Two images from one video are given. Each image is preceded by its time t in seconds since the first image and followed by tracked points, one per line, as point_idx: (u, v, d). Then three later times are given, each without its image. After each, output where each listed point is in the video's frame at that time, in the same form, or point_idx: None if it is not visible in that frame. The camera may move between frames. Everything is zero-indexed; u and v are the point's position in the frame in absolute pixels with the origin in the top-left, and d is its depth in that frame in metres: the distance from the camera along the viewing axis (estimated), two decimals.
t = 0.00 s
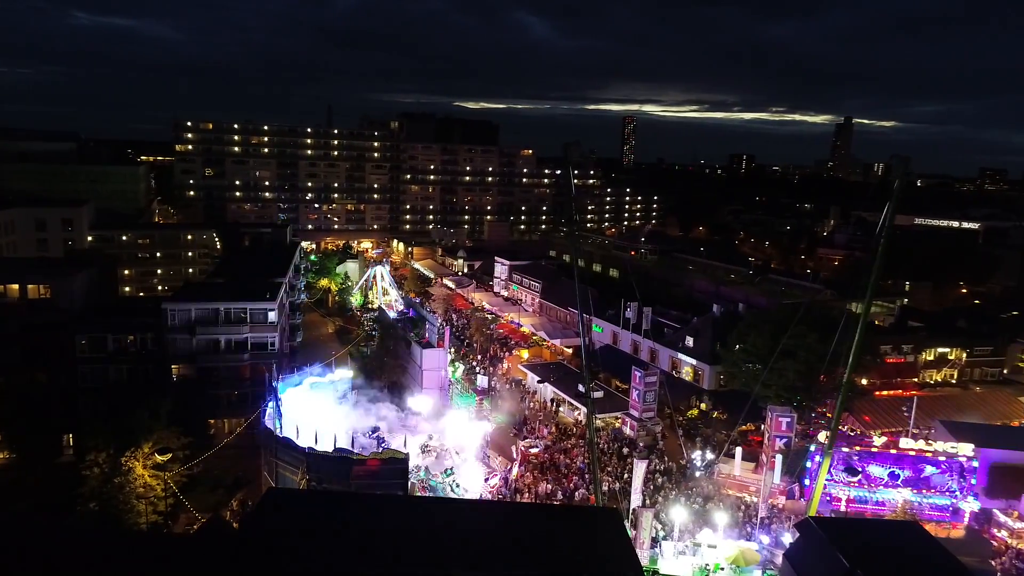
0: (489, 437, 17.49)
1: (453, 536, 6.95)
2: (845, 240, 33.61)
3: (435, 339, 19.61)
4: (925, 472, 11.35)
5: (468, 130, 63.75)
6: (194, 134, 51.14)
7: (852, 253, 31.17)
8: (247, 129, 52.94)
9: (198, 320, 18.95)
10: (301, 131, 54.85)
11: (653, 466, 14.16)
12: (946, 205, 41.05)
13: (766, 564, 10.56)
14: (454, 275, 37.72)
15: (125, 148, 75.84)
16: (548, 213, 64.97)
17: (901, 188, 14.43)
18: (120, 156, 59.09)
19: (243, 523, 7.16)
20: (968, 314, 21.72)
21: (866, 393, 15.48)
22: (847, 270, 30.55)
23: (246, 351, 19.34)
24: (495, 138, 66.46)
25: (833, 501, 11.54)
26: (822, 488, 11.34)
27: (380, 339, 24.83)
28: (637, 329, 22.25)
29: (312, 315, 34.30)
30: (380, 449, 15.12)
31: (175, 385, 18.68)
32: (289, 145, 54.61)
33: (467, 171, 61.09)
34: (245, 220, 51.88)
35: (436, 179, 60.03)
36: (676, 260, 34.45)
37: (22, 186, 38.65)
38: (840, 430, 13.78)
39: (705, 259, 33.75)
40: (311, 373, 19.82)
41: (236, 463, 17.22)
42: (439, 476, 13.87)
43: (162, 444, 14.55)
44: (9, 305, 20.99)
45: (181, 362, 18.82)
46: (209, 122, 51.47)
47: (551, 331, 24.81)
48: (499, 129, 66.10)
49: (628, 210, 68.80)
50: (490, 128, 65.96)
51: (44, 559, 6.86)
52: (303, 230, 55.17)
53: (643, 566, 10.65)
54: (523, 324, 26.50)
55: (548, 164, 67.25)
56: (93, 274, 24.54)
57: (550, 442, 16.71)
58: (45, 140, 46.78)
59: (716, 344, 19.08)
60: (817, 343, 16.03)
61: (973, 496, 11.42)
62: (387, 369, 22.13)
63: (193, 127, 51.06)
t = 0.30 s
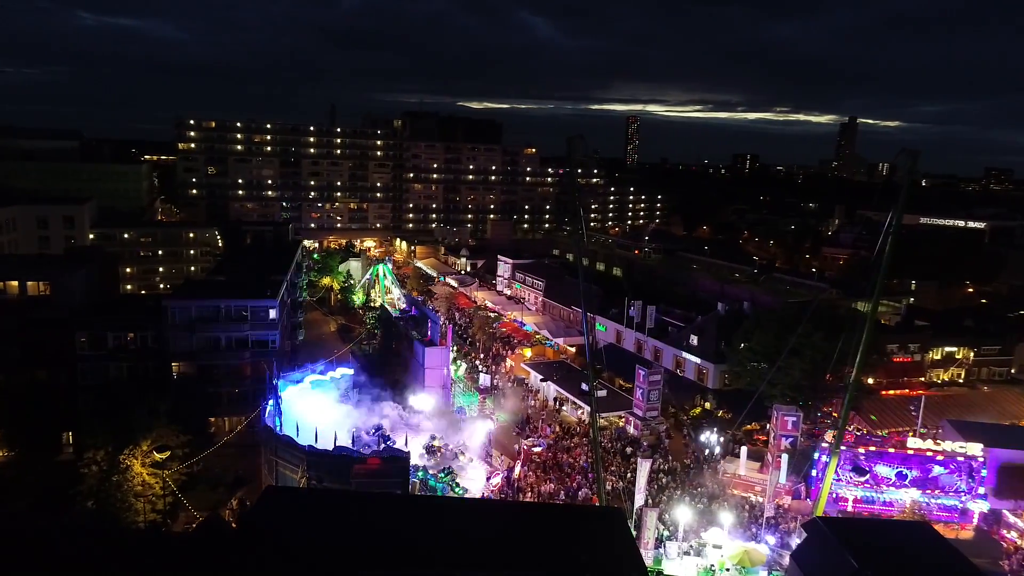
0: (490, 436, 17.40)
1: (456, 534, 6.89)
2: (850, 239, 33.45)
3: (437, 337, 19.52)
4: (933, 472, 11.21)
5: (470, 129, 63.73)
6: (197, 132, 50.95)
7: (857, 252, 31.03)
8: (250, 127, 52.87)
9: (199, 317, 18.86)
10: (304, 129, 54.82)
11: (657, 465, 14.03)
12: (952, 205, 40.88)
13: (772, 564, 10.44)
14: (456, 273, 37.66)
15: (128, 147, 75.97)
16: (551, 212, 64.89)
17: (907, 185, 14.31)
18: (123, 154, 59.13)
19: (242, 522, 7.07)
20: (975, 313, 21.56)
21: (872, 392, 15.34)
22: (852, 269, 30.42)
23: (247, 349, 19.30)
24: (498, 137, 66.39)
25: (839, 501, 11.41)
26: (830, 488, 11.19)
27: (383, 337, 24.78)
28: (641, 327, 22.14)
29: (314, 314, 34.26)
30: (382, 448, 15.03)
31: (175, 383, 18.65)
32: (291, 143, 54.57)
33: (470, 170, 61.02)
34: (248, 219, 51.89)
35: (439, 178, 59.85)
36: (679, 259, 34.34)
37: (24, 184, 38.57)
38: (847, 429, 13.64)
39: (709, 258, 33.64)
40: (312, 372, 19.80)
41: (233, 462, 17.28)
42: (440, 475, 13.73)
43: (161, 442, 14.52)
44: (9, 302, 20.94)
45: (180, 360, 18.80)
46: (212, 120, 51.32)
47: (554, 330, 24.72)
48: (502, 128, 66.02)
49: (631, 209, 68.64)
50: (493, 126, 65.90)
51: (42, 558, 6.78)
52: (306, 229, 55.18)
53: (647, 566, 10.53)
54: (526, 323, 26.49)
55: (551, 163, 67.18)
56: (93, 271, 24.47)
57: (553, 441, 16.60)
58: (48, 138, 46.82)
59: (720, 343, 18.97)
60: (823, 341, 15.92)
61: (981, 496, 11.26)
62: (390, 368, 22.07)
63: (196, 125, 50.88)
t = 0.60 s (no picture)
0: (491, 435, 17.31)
1: (459, 533, 6.81)
2: (854, 238, 33.32)
3: (438, 335, 19.40)
4: (939, 472, 11.08)
5: (472, 128, 63.66)
6: (198, 131, 51.00)
7: (861, 251, 30.93)
8: (252, 126, 52.74)
9: (198, 315, 18.77)
10: (306, 128, 54.69)
11: (660, 465, 13.93)
12: (957, 204, 40.71)
13: (776, 565, 10.35)
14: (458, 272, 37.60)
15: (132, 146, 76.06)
16: (553, 211, 64.83)
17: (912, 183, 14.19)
18: (124, 153, 59.11)
19: (240, 521, 6.99)
20: (981, 312, 21.42)
21: (877, 391, 15.22)
22: (856, 268, 30.31)
23: (246, 347, 19.25)
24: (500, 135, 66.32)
25: (844, 502, 11.33)
26: (834, 488, 11.08)
27: (385, 336, 24.69)
28: (643, 326, 22.04)
29: (315, 312, 34.21)
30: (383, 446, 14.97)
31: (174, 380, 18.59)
32: (293, 142, 54.47)
33: (472, 168, 60.95)
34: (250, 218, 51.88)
35: (441, 177, 59.83)
36: (682, 258, 34.24)
37: (25, 183, 38.56)
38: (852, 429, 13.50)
39: (712, 257, 33.55)
40: (312, 370, 19.71)
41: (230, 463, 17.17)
42: (438, 475, 13.69)
43: (159, 440, 14.43)
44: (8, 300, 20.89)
45: (180, 358, 18.78)
46: (213, 119, 51.26)
47: (556, 328, 24.63)
48: (504, 126, 65.94)
49: (634, 208, 68.62)
50: (495, 125, 65.81)
51: (36, 559, 6.70)
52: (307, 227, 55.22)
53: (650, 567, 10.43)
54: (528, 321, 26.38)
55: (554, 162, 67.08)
56: (92, 269, 24.40)
57: (555, 440, 16.49)
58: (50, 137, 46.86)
59: (724, 342, 18.85)
60: (827, 340, 15.80)
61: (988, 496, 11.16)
62: (392, 367, 21.99)
63: (198, 124, 50.94)
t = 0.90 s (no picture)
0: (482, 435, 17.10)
1: (447, 534, 6.62)
2: (844, 236, 33.40)
3: (427, 334, 19.19)
4: (931, 469, 11.03)
5: (463, 126, 63.38)
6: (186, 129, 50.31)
7: (851, 249, 31.03)
8: (240, 124, 51.97)
9: (182, 315, 18.67)
10: (295, 126, 53.91)
11: (651, 464, 13.82)
12: (946, 203, 40.97)
13: (768, 564, 10.29)
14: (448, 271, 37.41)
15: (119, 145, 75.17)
16: (543, 210, 64.83)
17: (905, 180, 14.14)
18: (111, 151, 58.32)
19: (222, 522, 6.78)
20: (970, 310, 21.51)
21: (868, 388, 15.18)
22: (846, 266, 30.40)
23: (232, 346, 19.12)
24: (491, 134, 66.09)
25: (836, 499, 11.29)
26: (827, 486, 11.00)
27: (374, 335, 24.44)
28: (634, 324, 21.95)
29: (304, 311, 33.87)
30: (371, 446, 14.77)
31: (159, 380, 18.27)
32: (282, 140, 53.85)
33: (463, 167, 60.67)
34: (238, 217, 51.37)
35: (431, 175, 59.51)
36: (674, 257, 34.24)
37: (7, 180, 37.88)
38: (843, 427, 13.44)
39: (703, 255, 33.56)
40: (300, 372, 19.58)
41: (214, 468, 16.18)
42: (424, 475, 13.52)
43: (143, 441, 14.12)
44: None
45: (165, 357, 18.52)
46: (201, 117, 50.68)
47: (547, 327, 24.48)
48: (494, 125, 65.73)
49: (625, 207, 68.75)
50: (486, 123, 65.59)
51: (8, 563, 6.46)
52: (296, 227, 54.80)
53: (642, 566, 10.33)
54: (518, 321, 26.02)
55: (545, 161, 66.92)
56: (76, 268, 23.98)
57: (545, 439, 16.33)
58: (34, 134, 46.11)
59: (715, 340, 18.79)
60: (818, 337, 15.76)
61: (980, 493, 11.15)
62: (381, 366, 21.76)
63: (185, 122, 50.39)
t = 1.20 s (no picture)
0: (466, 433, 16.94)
1: (433, 535, 6.41)
2: (826, 234, 33.69)
3: (411, 333, 18.93)
4: (915, 464, 11.04)
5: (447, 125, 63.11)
6: (166, 127, 49.61)
7: (833, 247, 31.32)
8: (221, 122, 51.27)
9: (161, 313, 18.46)
10: (277, 124, 53.24)
11: (637, 462, 13.70)
12: (925, 201, 41.53)
13: (754, 561, 10.26)
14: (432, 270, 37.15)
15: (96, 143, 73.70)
16: (528, 209, 64.63)
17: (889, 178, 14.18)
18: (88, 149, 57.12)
19: (197, 526, 6.52)
20: (950, 306, 21.75)
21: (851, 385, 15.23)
22: (828, 264, 30.67)
23: (212, 346, 18.97)
24: (475, 132, 65.86)
25: (821, 496, 11.25)
26: (812, 483, 11.00)
27: (356, 335, 24.12)
28: (619, 322, 21.90)
29: (286, 311, 33.39)
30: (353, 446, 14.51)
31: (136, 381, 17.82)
32: (264, 139, 53.10)
33: (446, 166, 60.41)
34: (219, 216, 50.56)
35: (414, 174, 59.17)
36: (658, 255, 34.32)
37: None
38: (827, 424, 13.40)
39: (687, 254, 33.69)
40: (280, 373, 17.60)
41: (194, 470, 15.88)
42: (402, 476, 13.40)
43: (118, 444, 13.62)
44: None
45: (142, 358, 18.02)
46: (181, 115, 49.84)
47: (531, 326, 24.32)
48: (478, 124, 65.50)
49: (609, 206, 68.97)
50: (470, 122, 65.34)
51: None
52: (278, 226, 54.02)
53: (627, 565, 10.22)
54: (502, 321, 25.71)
55: (530, 160, 66.84)
56: (50, 267, 23.35)
57: (530, 438, 16.16)
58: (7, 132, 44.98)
59: (700, 337, 18.78)
60: (802, 334, 15.78)
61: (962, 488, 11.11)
62: (364, 366, 21.45)
63: (165, 120, 49.54)
